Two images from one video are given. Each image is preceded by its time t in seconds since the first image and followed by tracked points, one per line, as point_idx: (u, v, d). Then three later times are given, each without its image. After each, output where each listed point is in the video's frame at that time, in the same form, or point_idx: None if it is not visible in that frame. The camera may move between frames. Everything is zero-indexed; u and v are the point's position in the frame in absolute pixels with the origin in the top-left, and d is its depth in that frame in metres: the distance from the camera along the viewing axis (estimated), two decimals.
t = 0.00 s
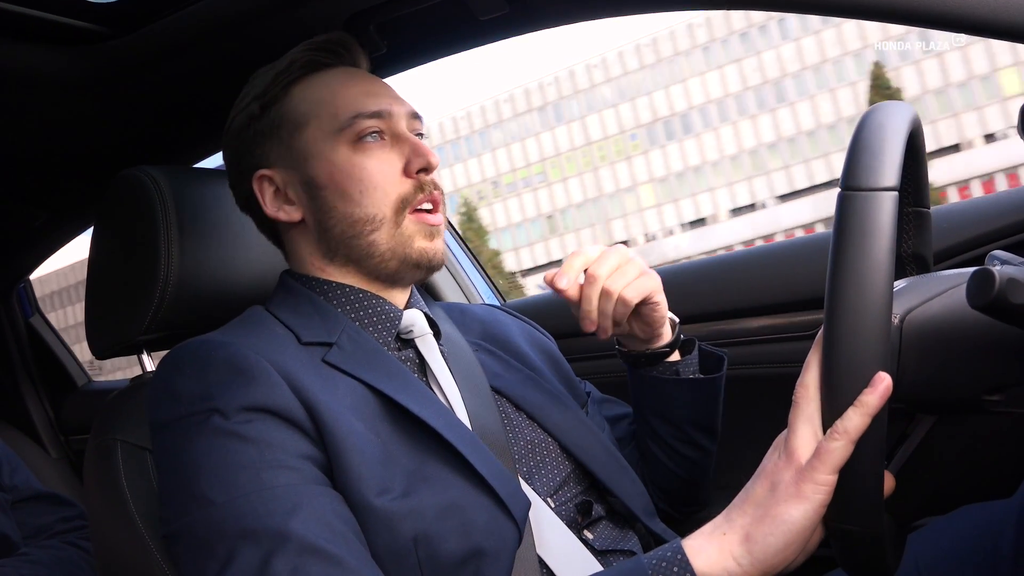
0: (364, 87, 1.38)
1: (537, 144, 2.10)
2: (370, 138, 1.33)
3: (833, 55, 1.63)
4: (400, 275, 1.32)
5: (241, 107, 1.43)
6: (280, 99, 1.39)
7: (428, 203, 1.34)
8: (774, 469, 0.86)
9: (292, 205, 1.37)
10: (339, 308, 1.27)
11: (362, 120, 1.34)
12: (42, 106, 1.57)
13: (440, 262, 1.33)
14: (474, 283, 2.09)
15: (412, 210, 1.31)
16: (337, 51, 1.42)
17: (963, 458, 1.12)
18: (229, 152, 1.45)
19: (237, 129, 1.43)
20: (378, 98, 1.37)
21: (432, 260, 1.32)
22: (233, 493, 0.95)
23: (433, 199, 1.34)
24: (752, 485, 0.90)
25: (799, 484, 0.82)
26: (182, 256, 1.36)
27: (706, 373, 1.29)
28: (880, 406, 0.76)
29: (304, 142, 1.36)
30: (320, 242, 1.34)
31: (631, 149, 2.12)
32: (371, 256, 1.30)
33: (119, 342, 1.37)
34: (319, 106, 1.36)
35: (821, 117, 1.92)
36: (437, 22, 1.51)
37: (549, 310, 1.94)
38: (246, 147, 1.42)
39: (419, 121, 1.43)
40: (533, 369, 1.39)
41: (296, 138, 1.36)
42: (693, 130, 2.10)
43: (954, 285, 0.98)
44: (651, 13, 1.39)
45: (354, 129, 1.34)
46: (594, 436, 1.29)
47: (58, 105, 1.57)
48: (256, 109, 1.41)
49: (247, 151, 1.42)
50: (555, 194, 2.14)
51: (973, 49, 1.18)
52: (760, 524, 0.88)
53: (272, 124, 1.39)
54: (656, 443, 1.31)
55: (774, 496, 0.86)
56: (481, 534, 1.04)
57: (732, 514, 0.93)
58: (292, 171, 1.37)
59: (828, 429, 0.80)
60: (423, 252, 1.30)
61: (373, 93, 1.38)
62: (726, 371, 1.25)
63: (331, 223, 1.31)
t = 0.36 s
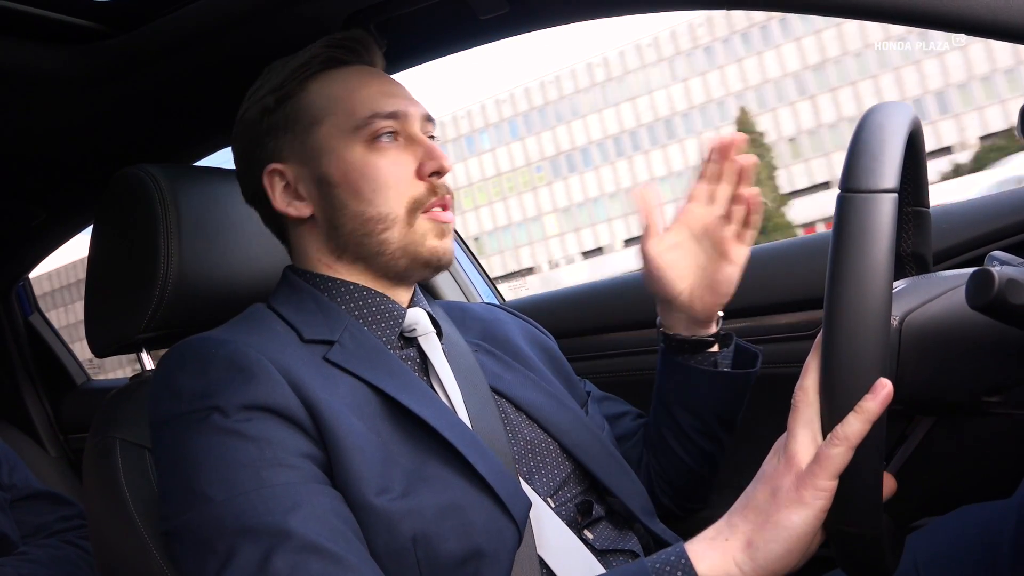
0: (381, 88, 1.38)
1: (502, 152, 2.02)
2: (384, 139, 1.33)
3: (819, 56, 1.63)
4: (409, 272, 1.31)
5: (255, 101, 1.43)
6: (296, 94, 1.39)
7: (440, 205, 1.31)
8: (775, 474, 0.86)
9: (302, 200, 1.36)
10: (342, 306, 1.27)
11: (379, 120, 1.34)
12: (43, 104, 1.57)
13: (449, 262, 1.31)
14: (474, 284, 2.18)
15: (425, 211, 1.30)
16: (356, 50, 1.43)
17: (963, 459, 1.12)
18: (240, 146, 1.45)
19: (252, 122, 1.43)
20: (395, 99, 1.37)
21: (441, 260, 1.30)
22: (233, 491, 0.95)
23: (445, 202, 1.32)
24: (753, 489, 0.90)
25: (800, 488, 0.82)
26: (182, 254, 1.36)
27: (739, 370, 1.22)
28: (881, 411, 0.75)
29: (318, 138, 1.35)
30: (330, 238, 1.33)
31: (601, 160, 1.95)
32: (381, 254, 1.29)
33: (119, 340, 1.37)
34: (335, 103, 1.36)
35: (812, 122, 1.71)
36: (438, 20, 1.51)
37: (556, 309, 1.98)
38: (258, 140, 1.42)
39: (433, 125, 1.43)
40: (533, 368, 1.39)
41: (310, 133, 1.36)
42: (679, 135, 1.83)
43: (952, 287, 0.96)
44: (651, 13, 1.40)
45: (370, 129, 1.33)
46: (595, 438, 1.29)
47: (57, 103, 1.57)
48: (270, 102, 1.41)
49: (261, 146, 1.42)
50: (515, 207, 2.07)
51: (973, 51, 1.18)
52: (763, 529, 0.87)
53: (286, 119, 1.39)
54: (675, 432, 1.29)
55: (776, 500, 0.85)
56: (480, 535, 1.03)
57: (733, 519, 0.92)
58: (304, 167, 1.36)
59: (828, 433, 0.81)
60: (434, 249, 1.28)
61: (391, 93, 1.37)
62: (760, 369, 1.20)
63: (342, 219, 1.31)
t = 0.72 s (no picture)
0: (353, 90, 1.37)
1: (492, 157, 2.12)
2: (359, 144, 1.33)
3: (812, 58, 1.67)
4: (398, 276, 1.33)
5: (231, 113, 1.43)
6: (269, 105, 1.39)
7: (422, 206, 1.33)
8: (775, 479, 0.89)
9: (286, 212, 1.38)
10: (341, 310, 1.27)
11: (351, 125, 1.34)
12: (43, 107, 1.58)
13: (437, 262, 1.32)
14: (473, 283, 2.11)
15: (404, 214, 1.31)
16: (328, 52, 1.42)
17: (964, 457, 1.12)
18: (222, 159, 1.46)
19: (230, 134, 1.44)
20: (367, 101, 1.36)
21: (429, 262, 1.31)
22: (236, 494, 0.95)
23: (427, 203, 1.32)
24: (755, 493, 0.93)
25: (799, 494, 0.85)
26: (182, 256, 1.36)
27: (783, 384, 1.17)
28: (882, 415, 0.76)
29: (295, 150, 1.36)
30: (316, 248, 1.34)
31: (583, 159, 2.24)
32: (367, 262, 1.30)
33: (120, 342, 1.37)
34: (307, 112, 1.36)
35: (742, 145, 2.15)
36: (438, 20, 1.51)
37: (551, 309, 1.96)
38: (237, 154, 1.42)
39: (412, 120, 1.42)
40: (533, 369, 1.39)
41: (286, 146, 1.37)
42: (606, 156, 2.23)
43: (953, 288, 0.96)
44: (652, 13, 1.39)
45: (343, 135, 1.33)
46: (595, 438, 1.30)
47: (56, 105, 1.57)
48: (246, 116, 1.41)
49: (240, 158, 1.42)
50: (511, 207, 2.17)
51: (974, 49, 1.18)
52: (764, 534, 0.90)
53: (262, 131, 1.39)
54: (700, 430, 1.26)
55: (776, 505, 0.89)
56: (483, 535, 1.04)
57: (737, 523, 0.95)
58: (284, 179, 1.38)
59: (827, 437, 0.81)
60: (418, 253, 1.29)
61: (363, 96, 1.37)
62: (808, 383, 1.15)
63: (325, 230, 1.32)
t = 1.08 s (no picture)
0: (337, 86, 1.37)
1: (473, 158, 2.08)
2: (347, 140, 1.33)
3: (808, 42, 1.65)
4: (395, 271, 1.33)
5: (216, 116, 1.43)
6: (255, 106, 1.39)
7: (415, 198, 1.33)
8: (775, 466, 0.87)
9: (278, 213, 1.37)
10: (337, 308, 1.27)
11: (338, 121, 1.34)
12: (42, 104, 1.58)
13: (434, 253, 1.32)
14: (473, 278, 2.12)
15: (398, 207, 1.31)
16: (308, 48, 1.41)
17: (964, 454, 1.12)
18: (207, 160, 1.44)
19: (215, 137, 1.43)
20: (352, 96, 1.36)
21: (426, 253, 1.32)
22: (233, 491, 0.95)
23: (420, 194, 1.33)
24: (754, 483, 0.91)
25: (800, 481, 0.83)
26: (183, 253, 1.36)
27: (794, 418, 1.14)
28: (885, 404, 0.75)
29: (283, 149, 1.36)
30: (311, 247, 1.34)
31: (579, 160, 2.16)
32: (363, 259, 1.30)
33: (120, 339, 1.37)
34: (293, 111, 1.35)
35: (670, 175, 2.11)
36: (437, 16, 1.51)
37: (551, 305, 1.95)
38: (224, 157, 1.42)
39: (398, 111, 1.42)
40: (531, 364, 1.38)
41: (273, 146, 1.37)
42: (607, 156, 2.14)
43: (952, 282, 0.97)
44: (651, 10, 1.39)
45: (331, 133, 1.33)
46: (594, 434, 1.29)
47: (55, 101, 1.57)
48: (230, 118, 1.41)
49: (227, 160, 1.42)
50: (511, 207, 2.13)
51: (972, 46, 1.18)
52: (761, 522, 0.88)
53: (249, 132, 1.39)
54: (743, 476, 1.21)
55: (775, 492, 0.86)
56: (481, 533, 1.04)
57: (734, 513, 0.93)
58: (275, 179, 1.37)
59: (829, 423, 0.81)
60: (416, 247, 1.30)
61: (347, 91, 1.36)
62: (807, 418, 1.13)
63: (318, 229, 1.32)
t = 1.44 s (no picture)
0: (337, 86, 1.37)
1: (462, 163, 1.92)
2: (346, 140, 1.33)
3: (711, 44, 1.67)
4: (394, 271, 1.32)
5: (217, 115, 1.44)
6: (254, 105, 1.39)
7: (414, 198, 1.32)
8: (775, 457, 0.85)
9: (277, 212, 1.37)
10: (338, 306, 1.27)
11: (337, 121, 1.33)
12: (42, 103, 1.58)
13: (433, 253, 1.32)
14: (473, 277, 2.12)
15: (397, 207, 1.31)
16: (308, 47, 1.41)
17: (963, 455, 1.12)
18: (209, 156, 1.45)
19: (218, 136, 1.43)
20: (351, 96, 1.36)
21: (425, 253, 1.31)
22: (231, 491, 0.95)
23: (419, 195, 1.32)
24: (751, 473, 0.89)
25: (799, 471, 0.81)
26: (182, 251, 1.36)
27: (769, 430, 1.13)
28: (886, 395, 0.76)
29: (282, 149, 1.36)
30: (311, 247, 1.34)
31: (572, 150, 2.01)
32: (362, 259, 1.29)
33: (119, 337, 1.37)
34: (292, 110, 1.35)
35: (525, 213, 1.99)
36: (439, 15, 1.51)
37: (551, 306, 1.95)
38: (224, 156, 1.42)
39: (398, 111, 1.42)
40: (531, 365, 1.38)
41: (273, 145, 1.36)
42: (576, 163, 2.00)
43: (952, 282, 0.96)
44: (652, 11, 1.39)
45: (330, 132, 1.33)
46: (594, 436, 1.29)
47: (54, 99, 1.57)
48: (230, 118, 1.41)
49: (228, 160, 1.42)
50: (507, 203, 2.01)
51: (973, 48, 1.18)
52: (757, 510, 0.86)
53: (248, 131, 1.39)
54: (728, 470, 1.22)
55: (773, 481, 0.85)
56: (480, 533, 1.04)
57: (730, 502, 0.91)
58: (274, 178, 1.37)
59: (829, 416, 0.80)
60: (415, 245, 1.29)
61: (347, 91, 1.36)
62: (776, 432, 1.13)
63: (317, 228, 1.32)
